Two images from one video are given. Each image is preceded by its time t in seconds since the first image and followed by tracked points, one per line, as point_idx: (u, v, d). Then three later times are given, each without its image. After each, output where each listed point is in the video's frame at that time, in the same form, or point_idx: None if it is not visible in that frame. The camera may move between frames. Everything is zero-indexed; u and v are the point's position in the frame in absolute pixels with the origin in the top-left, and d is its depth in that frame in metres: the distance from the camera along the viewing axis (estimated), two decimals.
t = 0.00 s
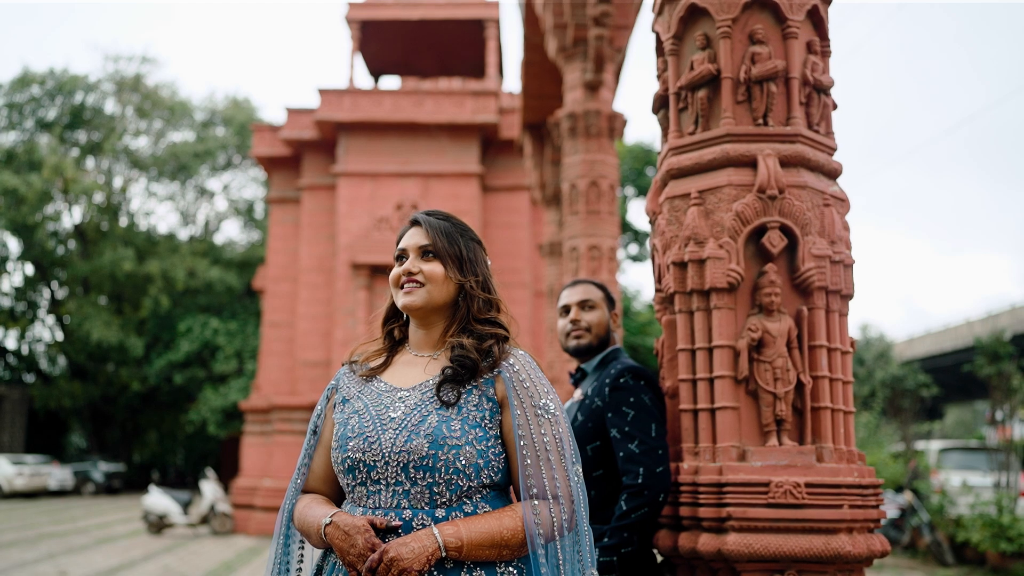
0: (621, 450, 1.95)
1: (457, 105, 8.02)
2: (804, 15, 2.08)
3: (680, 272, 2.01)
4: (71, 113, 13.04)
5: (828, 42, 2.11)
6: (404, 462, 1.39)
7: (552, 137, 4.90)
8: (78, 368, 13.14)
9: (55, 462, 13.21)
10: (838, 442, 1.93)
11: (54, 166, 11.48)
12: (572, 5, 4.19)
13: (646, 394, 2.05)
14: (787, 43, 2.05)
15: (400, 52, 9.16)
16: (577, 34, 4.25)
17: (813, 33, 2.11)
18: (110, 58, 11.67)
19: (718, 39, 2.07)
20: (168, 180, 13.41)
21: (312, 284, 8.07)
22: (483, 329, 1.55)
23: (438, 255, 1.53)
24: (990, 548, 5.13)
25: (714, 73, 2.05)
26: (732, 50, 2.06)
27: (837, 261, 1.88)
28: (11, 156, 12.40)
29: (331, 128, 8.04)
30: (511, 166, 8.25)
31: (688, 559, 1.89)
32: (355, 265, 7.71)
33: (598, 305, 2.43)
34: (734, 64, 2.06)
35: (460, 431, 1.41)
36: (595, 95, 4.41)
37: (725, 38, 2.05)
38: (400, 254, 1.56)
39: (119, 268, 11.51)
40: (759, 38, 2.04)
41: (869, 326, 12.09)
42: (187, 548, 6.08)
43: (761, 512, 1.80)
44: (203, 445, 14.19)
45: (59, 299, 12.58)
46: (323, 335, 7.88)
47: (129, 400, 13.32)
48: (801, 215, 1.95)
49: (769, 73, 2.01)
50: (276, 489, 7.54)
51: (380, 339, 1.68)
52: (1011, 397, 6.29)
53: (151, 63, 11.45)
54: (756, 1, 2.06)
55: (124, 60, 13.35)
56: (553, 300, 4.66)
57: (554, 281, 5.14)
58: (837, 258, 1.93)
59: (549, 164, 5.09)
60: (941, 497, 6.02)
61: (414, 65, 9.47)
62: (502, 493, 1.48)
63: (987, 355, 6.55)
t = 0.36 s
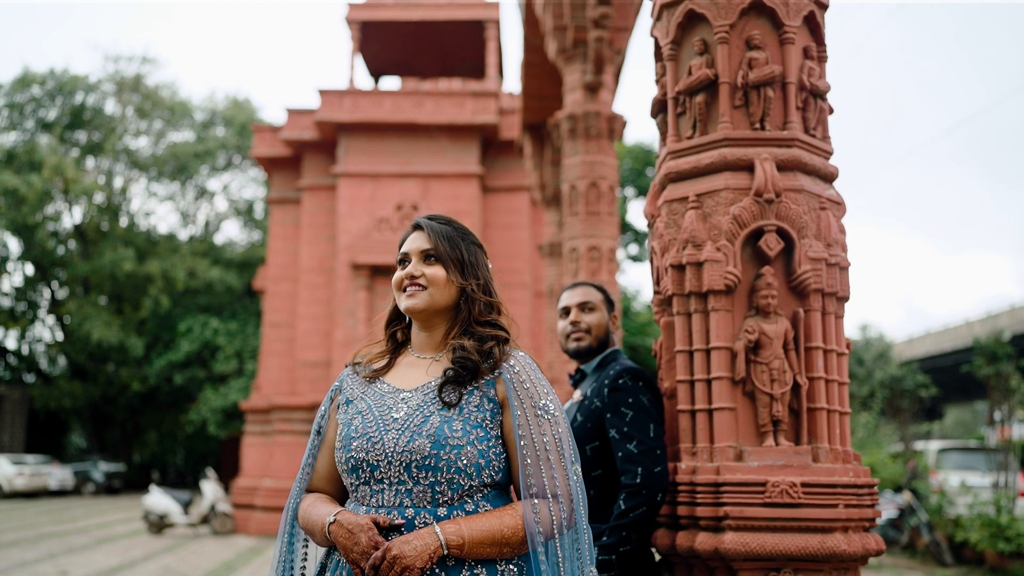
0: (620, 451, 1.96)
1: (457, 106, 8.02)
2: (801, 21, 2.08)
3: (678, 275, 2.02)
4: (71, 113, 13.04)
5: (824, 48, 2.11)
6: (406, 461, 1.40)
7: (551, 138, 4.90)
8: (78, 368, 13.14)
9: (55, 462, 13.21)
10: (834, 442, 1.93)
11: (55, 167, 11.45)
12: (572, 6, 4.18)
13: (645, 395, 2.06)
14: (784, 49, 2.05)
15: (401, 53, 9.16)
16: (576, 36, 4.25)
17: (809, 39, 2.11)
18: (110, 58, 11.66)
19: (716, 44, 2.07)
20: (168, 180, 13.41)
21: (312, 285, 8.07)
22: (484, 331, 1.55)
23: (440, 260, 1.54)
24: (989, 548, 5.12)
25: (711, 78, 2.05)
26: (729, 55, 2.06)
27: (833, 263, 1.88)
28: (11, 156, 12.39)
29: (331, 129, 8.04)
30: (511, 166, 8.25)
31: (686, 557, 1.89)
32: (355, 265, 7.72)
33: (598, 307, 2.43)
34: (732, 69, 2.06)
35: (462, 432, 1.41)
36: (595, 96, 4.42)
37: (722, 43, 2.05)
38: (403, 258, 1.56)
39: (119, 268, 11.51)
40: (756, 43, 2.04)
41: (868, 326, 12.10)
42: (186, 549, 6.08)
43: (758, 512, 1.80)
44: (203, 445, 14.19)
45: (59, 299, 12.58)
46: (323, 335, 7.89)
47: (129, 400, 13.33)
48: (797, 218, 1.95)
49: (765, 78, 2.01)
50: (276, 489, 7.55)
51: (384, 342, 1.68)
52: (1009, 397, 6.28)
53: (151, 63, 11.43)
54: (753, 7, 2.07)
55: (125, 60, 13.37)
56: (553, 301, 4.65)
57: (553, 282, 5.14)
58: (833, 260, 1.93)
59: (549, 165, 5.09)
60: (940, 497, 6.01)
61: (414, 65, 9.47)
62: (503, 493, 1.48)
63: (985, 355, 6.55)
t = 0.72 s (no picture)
0: (619, 450, 1.96)
1: (457, 106, 8.01)
2: (797, 26, 2.08)
3: (676, 277, 2.02)
4: (72, 114, 13.05)
5: (820, 53, 2.11)
6: (408, 461, 1.40)
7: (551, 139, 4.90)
8: (78, 369, 13.16)
9: (56, 462, 13.23)
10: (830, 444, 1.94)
11: (55, 167, 11.45)
12: (571, 9, 4.16)
13: (643, 395, 2.06)
14: (780, 54, 2.05)
15: (401, 54, 9.17)
16: (576, 37, 4.24)
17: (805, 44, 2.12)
18: (112, 59, 11.73)
19: (713, 50, 2.07)
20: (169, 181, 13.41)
21: (312, 285, 8.08)
22: (484, 333, 1.55)
23: (442, 263, 1.54)
24: (987, 548, 5.12)
25: (709, 83, 2.05)
26: (726, 60, 2.06)
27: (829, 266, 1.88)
28: (12, 157, 12.40)
29: (331, 129, 8.04)
30: (511, 167, 8.26)
31: (683, 556, 1.89)
32: (355, 265, 7.73)
33: (598, 309, 2.43)
34: (729, 74, 2.06)
35: (462, 432, 1.41)
36: (594, 98, 4.43)
37: (719, 48, 2.06)
38: (404, 262, 1.57)
39: (120, 268, 11.49)
40: (753, 49, 2.04)
41: (868, 326, 12.14)
42: (186, 549, 6.09)
43: (755, 510, 1.80)
44: (204, 444, 14.22)
45: (60, 299, 12.61)
46: (323, 336, 7.90)
47: (130, 400, 13.35)
48: (793, 221, 1.95)
49: (762, 83, 2.01)
50: (276, 489, 7.56)
51: (386, 344, 1.69)
52: (1008, 398, 6.28)
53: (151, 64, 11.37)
54: (750, 12, 2.07)
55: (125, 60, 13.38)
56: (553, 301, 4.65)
57: (553, 282, 5.14)
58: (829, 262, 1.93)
59: (548, 166, 5.09)
60: (937, 497, 6.01)
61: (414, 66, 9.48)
62: (503, 492, 1.48)
63: (983, 356, 6.55)
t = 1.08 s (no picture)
0: (617, 450, 1.96)
1: (457, 107, 8.02)
2: (794, 31, 2.09)
3: (674, 279, 2.02)
4: (72, 114, 13.05)
5: (817, 59, 2.13)
6: (409, 461, 1.40)
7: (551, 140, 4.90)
8: (79, 369, 13.17)
9: (56, 462, 13.21)
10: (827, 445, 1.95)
11: (55, 167, 11.45)
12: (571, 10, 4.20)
13: (641, 396, 2.06)
14: (777, 59, 2.07)
15: (402, 54, 9.17)
16: (575, 39, 4.27)
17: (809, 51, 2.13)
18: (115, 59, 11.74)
19: (711, 54, 2.08)
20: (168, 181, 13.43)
21: (312, 285, 8.09)
22: (485, 335, 1.55)
23: (442, 266, 1.54)
24: (985, 548, 5.12)
25: (706, 87, 2.06)
26: (724, 65, 2.07)
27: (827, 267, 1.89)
28: (12, 157, 12.38)
29: (331, 130, 8.04)
30: (511, 168, 8.26)
31: (681, 556, 1.90)
32: (356, 266, 7.74)
33: (597, 310, 2.43)
34: (726, 78, 2.07)
35: (464, 432, 1.42)
36: (594, 100, 4.44)
37: (717, 53, 2.07)
38: (405, 265, 1.57)
39: (120, 268, 11.48)
40: (750, 53, 2.05)
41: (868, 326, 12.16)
42: (186, 549, 6.09)
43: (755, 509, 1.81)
44: (204, 444, 14.25)
45: (60, 299, 12.62)
46: (323, 336, 7.91)
47: (130, 400, 13.36)
48: (790, 225, 1.97)
49: (759, 87, 2.02)
50: (276, 489, 7.55)
51: (388, 346, 1.69)
52: (1007, 398, 6.27)
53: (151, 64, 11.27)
54: (747, 17, 2.08)
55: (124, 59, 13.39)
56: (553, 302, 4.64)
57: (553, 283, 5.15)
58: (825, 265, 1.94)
59: (548, 167, 5.09)
60: (936, 496, 5.98)
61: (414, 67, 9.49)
62: (503, 492, 1.48)
63: (982, 356, 6.54)
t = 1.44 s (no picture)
0: (617, 450, 2.40)
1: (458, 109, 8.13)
2: (791, 38, 2.25)
3: (672, 281, 2.34)
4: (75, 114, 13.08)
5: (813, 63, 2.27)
6: (411, 461, 1.50)
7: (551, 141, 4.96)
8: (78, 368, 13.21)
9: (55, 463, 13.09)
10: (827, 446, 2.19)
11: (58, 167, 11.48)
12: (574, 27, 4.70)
13: (638, 398, 2.46)
14: (774, 62, 2.24)
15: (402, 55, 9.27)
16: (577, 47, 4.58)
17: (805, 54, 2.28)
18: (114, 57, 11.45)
19: (710, 59, 2.30)
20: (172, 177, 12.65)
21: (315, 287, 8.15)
22: (484, 337, 1.65)
23: (443, 269, 1.61)
24: None
25: (705, 91, 2.30)
26: (722, 68, 2.28)
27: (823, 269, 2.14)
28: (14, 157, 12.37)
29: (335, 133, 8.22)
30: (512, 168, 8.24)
31: (680, 556, 2.26)
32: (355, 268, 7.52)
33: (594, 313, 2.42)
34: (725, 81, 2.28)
35: (464, 434, 1.51)
36: (594, 101, 4.45)
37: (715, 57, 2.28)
38: (406, 269, 1.63)
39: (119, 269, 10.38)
40: (747, 58, 2.24)
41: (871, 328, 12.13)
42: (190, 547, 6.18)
43: (757, 510, 2.15)
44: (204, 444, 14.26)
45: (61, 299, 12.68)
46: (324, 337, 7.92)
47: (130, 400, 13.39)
48: (785, 228, 2.19)
49: (757, 91, 2.22)
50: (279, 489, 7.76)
51: (388, 346, 1.73)
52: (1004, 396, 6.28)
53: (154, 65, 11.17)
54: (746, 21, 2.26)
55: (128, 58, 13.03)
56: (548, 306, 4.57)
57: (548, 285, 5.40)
58: (819, 269, 2.17)
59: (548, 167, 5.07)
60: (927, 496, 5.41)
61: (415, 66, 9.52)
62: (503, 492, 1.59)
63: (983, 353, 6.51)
